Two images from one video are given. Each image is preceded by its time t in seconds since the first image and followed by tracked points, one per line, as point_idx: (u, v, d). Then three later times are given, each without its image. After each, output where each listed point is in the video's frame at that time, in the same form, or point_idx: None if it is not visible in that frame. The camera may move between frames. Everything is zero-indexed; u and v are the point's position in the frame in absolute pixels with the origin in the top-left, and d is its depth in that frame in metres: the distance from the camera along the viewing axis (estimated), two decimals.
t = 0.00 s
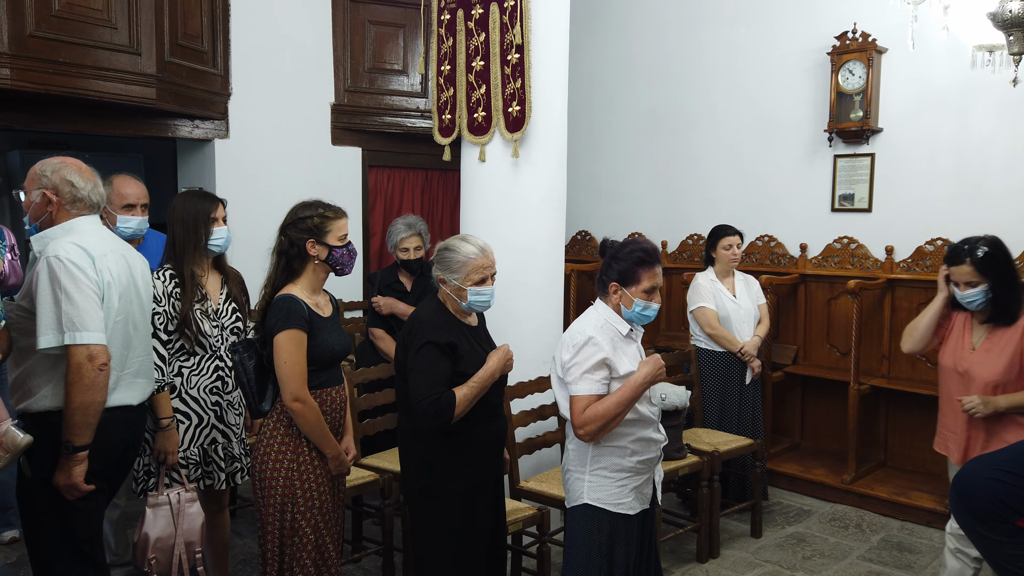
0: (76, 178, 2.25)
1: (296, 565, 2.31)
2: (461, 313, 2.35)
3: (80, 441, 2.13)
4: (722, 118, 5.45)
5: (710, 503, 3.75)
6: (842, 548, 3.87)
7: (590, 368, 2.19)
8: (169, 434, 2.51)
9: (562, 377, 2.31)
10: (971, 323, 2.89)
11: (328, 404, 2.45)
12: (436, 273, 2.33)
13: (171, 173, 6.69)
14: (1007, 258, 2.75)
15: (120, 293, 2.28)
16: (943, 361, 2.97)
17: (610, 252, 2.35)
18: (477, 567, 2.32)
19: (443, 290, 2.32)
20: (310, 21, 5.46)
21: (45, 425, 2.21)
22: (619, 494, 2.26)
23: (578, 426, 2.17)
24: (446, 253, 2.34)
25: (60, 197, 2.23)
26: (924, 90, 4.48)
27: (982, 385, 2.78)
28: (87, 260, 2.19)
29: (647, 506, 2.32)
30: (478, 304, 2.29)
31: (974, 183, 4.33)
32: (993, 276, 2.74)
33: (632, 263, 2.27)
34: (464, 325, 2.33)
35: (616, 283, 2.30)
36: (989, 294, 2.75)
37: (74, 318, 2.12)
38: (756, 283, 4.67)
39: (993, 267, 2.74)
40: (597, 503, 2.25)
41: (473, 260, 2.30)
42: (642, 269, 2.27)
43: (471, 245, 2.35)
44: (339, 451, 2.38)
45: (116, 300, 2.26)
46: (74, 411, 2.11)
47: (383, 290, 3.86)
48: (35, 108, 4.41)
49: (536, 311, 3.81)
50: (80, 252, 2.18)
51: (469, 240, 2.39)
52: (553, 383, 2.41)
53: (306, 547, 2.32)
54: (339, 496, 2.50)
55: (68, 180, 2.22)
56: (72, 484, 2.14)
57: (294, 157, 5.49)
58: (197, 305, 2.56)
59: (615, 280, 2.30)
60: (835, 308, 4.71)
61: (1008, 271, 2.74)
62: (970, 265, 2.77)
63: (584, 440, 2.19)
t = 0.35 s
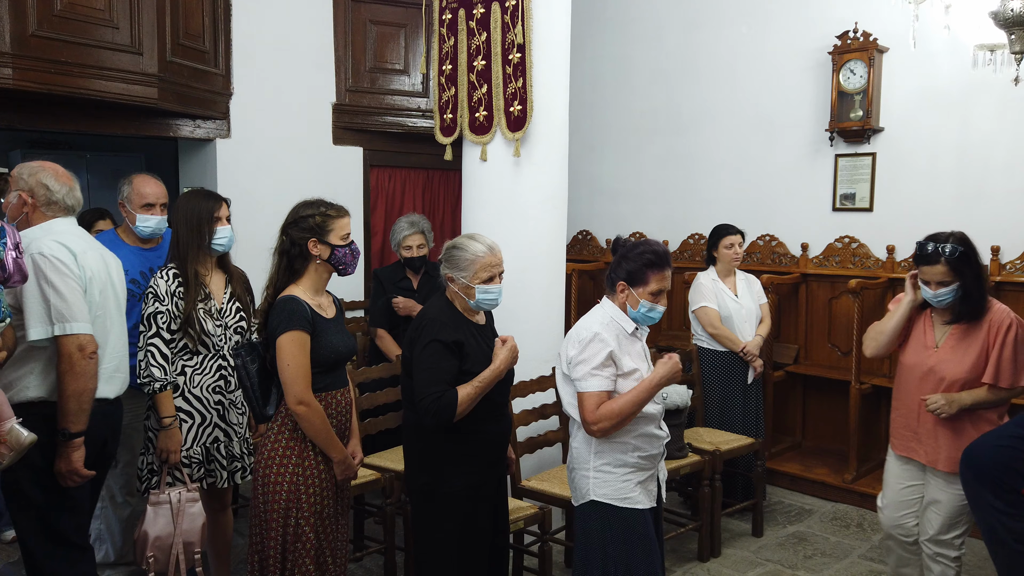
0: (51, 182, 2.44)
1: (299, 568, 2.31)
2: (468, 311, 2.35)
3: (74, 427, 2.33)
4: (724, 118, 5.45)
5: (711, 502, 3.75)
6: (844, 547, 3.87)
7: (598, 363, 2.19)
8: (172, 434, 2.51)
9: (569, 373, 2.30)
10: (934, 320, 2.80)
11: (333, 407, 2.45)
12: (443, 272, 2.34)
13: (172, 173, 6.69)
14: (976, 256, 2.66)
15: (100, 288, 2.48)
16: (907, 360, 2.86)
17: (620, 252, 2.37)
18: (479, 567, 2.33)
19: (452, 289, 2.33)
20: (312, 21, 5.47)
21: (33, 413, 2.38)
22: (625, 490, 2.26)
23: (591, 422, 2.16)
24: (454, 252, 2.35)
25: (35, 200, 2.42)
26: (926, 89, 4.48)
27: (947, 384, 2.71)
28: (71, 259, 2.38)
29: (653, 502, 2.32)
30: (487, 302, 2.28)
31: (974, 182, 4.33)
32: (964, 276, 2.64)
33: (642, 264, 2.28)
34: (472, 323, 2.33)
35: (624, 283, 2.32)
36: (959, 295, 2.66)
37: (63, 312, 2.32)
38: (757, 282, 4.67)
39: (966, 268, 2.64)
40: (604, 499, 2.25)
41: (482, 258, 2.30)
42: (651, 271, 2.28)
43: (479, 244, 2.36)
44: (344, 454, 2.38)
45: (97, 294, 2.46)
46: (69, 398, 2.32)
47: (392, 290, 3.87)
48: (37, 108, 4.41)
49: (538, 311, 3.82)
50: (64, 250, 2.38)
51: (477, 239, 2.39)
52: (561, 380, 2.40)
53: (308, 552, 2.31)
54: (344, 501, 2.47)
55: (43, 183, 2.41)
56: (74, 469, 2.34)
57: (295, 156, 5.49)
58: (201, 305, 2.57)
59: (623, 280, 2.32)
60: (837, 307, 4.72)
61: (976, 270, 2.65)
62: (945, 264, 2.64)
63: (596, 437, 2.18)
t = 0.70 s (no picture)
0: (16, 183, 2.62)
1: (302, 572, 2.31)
2: (473, 311, 2.36)
3: (29, 408, 2.46)
4: (725, 118, 5.45)
5: (712, 502, 3.75)
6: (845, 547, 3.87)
7: (622, 368, 2.21)
8: (174, 434, 2.52)
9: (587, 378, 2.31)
10: (901, 321, 2.65)
11: (334, 410, 2.46)
12: (448, 272, 2.33)
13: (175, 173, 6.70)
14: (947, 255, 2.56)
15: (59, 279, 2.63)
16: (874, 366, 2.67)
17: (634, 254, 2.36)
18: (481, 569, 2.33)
19: (456, 287, 2.33)
20: (313, 22, 5.47)
21: None
22: (640, 493, 2.26)
23: (623, 428, 2.18)
24: (459, 251, 2.34)
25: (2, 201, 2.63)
26: (926, 89, 4.49)
27: (923, 388, 2.56)
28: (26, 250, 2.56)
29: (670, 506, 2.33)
30: (492, 301, 2.30)
31: (976, 182, 4.33)
32: (941, 274, 2.52)
33: (658, 267, 2.27)
34: (476, 322, 2.33)
35: (639, 284, 2.31)
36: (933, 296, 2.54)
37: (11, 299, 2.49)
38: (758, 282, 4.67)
39: (943, 266, 2.53)
40: (618, 501, 2.26)
41: (488, 257, 2.30)
42: (667, 275, 2.27)
43: (485, 243, 2.35)
44: (346, 458, 2.39)
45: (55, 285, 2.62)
46: (21, 383, 2.45)
47: (395, 288, 3.90)
48: (39, 108, 4.42)
49: (539, 311, 3.82)
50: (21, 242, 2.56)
51: (483, 239, 2.39)
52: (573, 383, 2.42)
53: (311, 557, 2.31)
54: (352, 504, 2.49)
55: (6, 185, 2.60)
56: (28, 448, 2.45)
57: (297, 156, 5.50)
58: (202, 305, 2.57)
59: (638, 282, 2.31)
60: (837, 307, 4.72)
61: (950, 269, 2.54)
62: (923, 262, 2.51)
63: (624, 442, 2.20)
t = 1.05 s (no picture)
0: None
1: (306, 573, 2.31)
2: (475, 312, 2.36)
3: None
4: (725, 118, 5.46)
5: (712, 502, 3.75)
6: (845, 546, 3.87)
7: (653, 378, 2.19)
8: (175, 434, 2.52)
9: (615, 387, 2.29)
10: (887, 328, 2.57)
11: (334, 411, 2.47)
12: (453, 272, 2.33)
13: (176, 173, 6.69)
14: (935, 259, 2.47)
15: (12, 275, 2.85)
16: (863, 378, 2.57)
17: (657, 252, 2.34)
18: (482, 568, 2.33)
19: (459, 288, 2.32)
20: (313, 21, 5.48)
21: None
22: (662, 502, 2.28)
23: (657, 441, 2.17)
24: (464, 252, 2.33)
25: None
26: (926, 89, 4.49)
27: (913, 396, 2.52)
28: None
29: (684, 512, 2.36)
30: (494, 303, 2.29)
31: (976, 182, 4.33)
32: (935, 281, 2.43)
33: (687, 267, 2.27)
34: (477, 322, 2.34)
35: (667, 286, 2.30)
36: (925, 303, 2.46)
37: None
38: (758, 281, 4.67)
39: (936, 272, 2.43)
40: (640, 509, 2.27)
41: (491, 260, 2.30)
42: (697, 273, 2.28)
43: (488, 245, 2.34)
44: (348, 459, 2.39)
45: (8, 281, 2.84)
46: None
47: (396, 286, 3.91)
48: (40, 107, 4.42)
49: (540, 310, 3.82)
50: None
51: (487, 239, 2.38)
52: (598, 390, 2.39)
53: (315, 559, 2.31)
54: (355, 504, 2.51)
55: None
56: None
57: (297, 156, 5.50)
58: (202, 305, 2.58)
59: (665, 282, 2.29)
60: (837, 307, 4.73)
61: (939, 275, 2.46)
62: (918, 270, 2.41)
63: (657, 454, 2.20)
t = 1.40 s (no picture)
0: None
1: (309, 571, 2.31)
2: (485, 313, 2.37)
3: None
4: (725, 118, 5.46)
5: (712, 502, 3.75)
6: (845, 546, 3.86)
7: (654, 377, 2.19)
8: (173, 435, 2.52)
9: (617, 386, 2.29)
10: (912, 348, 2.16)
11: (341, 409, 2.47)
12: (465, 274, 2.31)
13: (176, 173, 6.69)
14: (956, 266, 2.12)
15: None
16: (879, 403, 2.16)
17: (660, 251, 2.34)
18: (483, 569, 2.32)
19: (471, 290, 2.33)
20: (313, 21, 5.48)
21: None
22: (664, 498, 2.28)
23: (658, 439, 2.17)
24: (476, 255, 2.31)
25: None
26: (926, 89, 4.49)
27: (938, 428, 2.11)
28: None
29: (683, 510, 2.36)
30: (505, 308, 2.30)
31: (976, 182, 4.32)
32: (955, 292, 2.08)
33: (689, 267, 2.28)
34: (488, 326, 2.34)
35: (669, 286, 2.31)
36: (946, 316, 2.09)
37: None
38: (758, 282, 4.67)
39: (953, 280, 2.09)
40: (643, 505, 2.26)
41: (505, 266, 2.27)
42: (698, 275, 2.30)
43: (502, 250, 2.31)
44: (354, 458, 2.40)
45: None
46: None
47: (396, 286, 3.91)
48: (40, 108, 4.42)
49: (539, 310, 3.82)
50: None
51: (500, 243, 2.35)
52: (599, 388, 2.39)
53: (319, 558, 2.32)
54: (359, 507, 2.51)
55: None
56: None
57: (297, 156, 5.50)
58: (199, 306, 2.58)
59: (667, 283, 2.30)
60: (837, 307, 4.73)
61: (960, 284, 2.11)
62: (930, 277, 2.07)
63: (657, 451, 2.20)
